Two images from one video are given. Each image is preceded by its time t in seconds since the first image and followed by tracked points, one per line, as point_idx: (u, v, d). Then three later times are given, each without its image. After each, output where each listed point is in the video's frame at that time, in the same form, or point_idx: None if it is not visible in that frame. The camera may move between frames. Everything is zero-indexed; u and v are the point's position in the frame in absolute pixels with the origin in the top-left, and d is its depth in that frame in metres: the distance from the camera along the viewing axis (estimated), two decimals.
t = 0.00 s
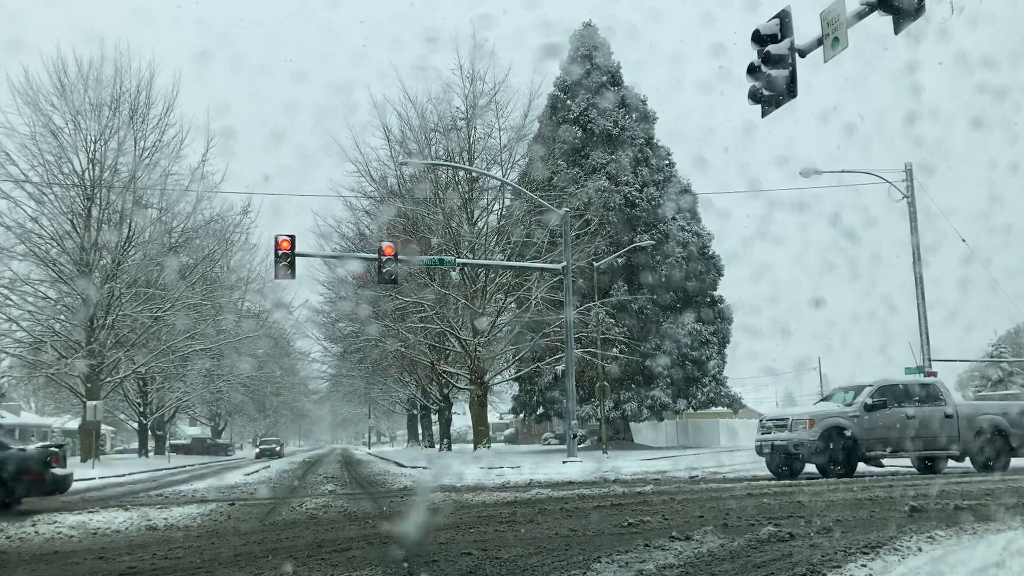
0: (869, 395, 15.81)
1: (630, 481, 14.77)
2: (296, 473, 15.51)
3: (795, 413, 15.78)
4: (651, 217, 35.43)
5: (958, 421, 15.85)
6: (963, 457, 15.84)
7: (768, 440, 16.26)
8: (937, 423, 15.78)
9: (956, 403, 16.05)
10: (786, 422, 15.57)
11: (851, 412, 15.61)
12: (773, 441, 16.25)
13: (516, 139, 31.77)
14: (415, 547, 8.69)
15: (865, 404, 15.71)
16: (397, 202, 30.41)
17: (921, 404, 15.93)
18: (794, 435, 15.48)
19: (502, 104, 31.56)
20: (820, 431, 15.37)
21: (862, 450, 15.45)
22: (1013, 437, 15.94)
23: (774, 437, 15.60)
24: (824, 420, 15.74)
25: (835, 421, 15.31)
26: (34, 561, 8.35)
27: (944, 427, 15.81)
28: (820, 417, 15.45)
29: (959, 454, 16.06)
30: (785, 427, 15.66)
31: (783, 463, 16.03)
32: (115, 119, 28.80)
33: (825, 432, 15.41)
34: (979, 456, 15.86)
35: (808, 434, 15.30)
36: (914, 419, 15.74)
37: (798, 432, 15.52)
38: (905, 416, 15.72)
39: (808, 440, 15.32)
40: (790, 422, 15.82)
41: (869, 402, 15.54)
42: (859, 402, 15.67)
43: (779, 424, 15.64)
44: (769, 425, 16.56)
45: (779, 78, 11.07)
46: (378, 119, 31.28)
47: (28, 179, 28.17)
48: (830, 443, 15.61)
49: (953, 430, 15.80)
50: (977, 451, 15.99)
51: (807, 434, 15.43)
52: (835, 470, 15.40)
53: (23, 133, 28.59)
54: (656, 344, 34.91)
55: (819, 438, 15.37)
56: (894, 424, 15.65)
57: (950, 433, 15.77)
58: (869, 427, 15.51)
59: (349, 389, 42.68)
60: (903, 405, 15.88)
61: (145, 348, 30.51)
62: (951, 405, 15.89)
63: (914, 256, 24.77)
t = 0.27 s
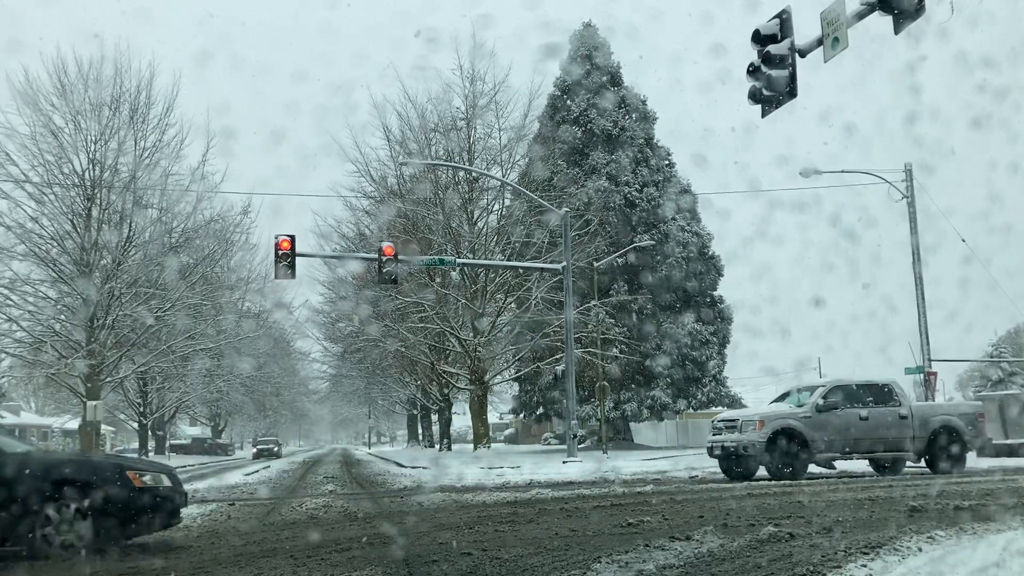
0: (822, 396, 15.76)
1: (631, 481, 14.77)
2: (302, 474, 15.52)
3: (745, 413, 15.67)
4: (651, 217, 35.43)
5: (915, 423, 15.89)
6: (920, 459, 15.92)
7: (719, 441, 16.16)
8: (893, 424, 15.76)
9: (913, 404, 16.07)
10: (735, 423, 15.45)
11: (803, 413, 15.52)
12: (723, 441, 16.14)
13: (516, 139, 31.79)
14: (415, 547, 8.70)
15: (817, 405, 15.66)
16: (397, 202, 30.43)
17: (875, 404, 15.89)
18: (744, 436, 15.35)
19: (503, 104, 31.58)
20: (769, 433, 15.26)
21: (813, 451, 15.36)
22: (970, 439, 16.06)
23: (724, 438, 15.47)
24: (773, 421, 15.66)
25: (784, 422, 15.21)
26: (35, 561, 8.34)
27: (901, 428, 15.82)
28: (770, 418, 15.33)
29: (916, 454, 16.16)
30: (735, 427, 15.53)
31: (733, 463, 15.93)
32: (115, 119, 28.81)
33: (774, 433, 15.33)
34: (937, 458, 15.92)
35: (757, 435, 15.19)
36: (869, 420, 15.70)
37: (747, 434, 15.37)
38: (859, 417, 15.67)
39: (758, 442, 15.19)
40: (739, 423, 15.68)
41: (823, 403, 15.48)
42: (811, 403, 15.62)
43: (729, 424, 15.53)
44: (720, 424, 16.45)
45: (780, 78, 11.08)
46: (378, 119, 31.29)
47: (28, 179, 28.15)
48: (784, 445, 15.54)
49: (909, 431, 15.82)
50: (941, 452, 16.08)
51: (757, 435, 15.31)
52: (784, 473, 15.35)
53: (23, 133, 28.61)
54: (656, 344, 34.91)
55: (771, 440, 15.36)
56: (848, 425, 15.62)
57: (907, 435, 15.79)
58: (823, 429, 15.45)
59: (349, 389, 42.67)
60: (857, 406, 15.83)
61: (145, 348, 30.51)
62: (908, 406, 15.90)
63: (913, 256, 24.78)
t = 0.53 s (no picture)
0: (770, 396, 15.80)
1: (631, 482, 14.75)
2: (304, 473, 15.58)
3: (691, 414, 15.62)
4: (651, 217, 35.42)
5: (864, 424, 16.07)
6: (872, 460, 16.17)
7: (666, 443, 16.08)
8: (842, 425, 15.90)
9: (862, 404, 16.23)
10: (682, 425, 15.38)
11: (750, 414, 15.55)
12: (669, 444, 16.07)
13: (516, 139, 31.79)
14: (416, 547, 8.70)
15: (765, 406, 15.69)
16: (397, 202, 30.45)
17: (824, 405, 16.02)
18: (690, 438, 15.26)
19: (503, 104, 31.59)
20: (715, 435, 15.24)
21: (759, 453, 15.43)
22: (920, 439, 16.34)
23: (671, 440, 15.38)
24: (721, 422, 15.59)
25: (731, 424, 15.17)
26: (33, 561, 8.33)
27: (852, 429, 15.98)
28: (717, 420, 15.29)
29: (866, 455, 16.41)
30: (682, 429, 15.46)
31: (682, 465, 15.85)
32: (115, 119, 28.84)
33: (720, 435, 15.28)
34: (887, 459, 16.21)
35: (704, 437, 15.12)
36: (817, 421, 15.82)
37: (693, 435, 15.32)
38: (808, 418, 15.77)
39: (704, 443, 15.16)
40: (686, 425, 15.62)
41: (773, 404, 15.52)
42: (759, 404, 15.65)
43: (676, 426, 15.45)
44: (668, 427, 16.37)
45: (779, 78, 11.09)
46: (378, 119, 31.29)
47: (28, 179, 28.14)
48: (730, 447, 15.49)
49: (858, 431, 15.99)
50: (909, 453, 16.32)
51: (703, 437, 15.27)
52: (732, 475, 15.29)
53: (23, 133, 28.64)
54: (656, 344, 34.90)
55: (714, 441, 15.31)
56: (796, 426, 15.71)
57: (857, 436, 15.97)
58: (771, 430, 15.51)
59: (349, 389, 42.65)
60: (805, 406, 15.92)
61: (145, 348, 30.13)
62: (858, 406, 16.05)
63: (913, 256, 24.78)
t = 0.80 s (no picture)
0: (714, 397, 15.74)
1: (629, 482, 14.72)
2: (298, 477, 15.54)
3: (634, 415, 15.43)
4: (651, 217, 35.42)
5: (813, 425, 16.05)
6: (825, 462, 16.11)
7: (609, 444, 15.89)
8: (789, 426, 15.88)
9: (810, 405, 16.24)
10: (624, 425, 15.18)
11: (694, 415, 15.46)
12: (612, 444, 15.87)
13: (516, 139, 31.79)
14: (416, 547, 8.69)
15: (709, 407, 15.57)
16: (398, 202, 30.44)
17: (771, 406, 16.00)
18: (631, 440, 15.08)
19: (503, 104, 31.58)
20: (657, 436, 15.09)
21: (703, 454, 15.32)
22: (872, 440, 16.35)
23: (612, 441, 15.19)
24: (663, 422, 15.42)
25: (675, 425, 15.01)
26: (34, 561, 8.35)
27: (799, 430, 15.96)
28: (660, 421, 15.15)
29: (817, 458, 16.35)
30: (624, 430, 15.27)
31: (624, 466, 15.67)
32: (115, 119, 28.87)
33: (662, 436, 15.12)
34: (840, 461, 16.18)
35: (645, 439, 14.93)
36: (764, 422, 15.78)
37: (635, 436, 15.14)
38: (753, 419, 15.71)
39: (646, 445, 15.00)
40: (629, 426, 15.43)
41: (717, 405, 15.41)
42: (704, 405, 15.53)
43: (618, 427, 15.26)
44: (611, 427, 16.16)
45: (779, 78, 11.10)
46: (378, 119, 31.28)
47: (28, 179, 28.13)
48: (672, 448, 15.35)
49: (805, 432, 15.97)
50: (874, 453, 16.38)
51: (645, 438, 15.12)
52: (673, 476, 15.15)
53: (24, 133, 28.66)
54: (656, 344, 34.89)
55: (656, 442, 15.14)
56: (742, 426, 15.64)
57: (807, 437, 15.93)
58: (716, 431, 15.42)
59: (349, 390, 42.63)
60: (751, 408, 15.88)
61: (145, 348, 30.19)
62: (806, 407, 16.06)
63: (913, 256, 24.79)
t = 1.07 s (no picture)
0: (655, 397, 15.47)
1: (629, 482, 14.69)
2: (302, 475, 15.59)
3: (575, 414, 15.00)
4: (651, 217, 35.41)
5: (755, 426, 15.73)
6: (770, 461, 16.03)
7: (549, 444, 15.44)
8: (731, 427, 15.61)
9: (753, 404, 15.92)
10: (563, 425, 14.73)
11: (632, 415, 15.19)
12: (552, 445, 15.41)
13: (516, 139, 31.78)
14: (417, 547, 8.70)
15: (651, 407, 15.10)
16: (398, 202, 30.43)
17: (715, 406, 15.70)
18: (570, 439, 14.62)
19: (503, 104, 31.56)
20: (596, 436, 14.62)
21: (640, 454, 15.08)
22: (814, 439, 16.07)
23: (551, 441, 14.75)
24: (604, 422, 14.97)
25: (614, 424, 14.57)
26: (32, 561, 8.35)
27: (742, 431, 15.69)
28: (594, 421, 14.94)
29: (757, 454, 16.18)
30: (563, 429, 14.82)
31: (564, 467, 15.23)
32: (115, 119, 28.85)
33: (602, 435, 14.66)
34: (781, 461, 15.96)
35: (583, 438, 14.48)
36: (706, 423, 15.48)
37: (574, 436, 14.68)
38: (696, 420, 15.41)
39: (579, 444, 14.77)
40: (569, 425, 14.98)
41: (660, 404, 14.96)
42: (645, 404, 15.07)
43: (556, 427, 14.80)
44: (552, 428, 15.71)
45: (779, 78, 11.09)
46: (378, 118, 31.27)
47: (28, 179, 28.15)
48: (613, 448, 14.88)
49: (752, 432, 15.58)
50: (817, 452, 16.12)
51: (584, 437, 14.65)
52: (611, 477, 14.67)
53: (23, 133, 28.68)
54: (656, 344, 34.89)
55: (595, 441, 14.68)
56: (683, 427, 15.40)
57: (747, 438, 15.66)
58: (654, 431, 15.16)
59: (349, 390, 42.63)
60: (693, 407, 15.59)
61: (145, 348, 30.46)
62: (750, 407, 15.74)
63: (914, 256, 24.77)
